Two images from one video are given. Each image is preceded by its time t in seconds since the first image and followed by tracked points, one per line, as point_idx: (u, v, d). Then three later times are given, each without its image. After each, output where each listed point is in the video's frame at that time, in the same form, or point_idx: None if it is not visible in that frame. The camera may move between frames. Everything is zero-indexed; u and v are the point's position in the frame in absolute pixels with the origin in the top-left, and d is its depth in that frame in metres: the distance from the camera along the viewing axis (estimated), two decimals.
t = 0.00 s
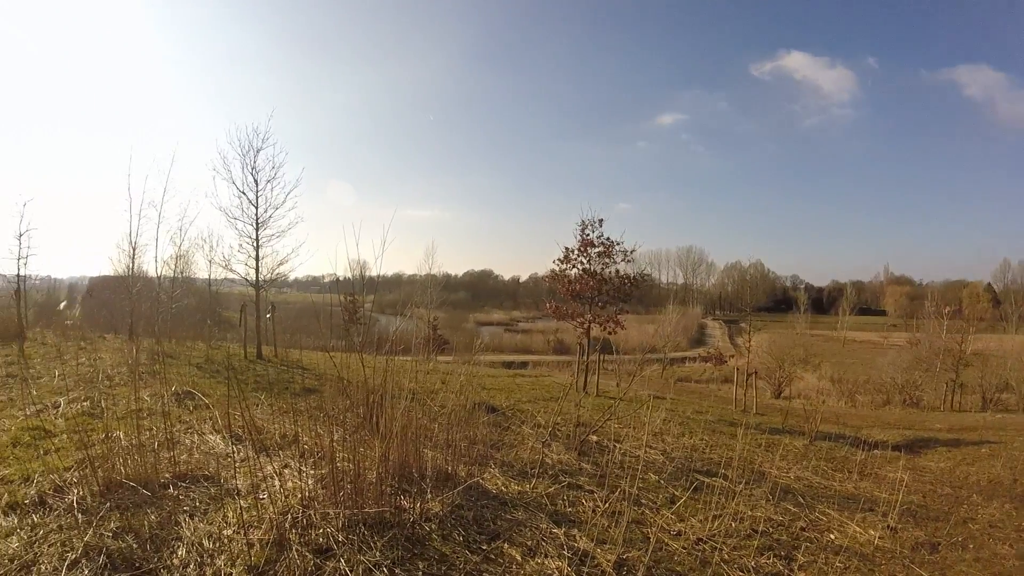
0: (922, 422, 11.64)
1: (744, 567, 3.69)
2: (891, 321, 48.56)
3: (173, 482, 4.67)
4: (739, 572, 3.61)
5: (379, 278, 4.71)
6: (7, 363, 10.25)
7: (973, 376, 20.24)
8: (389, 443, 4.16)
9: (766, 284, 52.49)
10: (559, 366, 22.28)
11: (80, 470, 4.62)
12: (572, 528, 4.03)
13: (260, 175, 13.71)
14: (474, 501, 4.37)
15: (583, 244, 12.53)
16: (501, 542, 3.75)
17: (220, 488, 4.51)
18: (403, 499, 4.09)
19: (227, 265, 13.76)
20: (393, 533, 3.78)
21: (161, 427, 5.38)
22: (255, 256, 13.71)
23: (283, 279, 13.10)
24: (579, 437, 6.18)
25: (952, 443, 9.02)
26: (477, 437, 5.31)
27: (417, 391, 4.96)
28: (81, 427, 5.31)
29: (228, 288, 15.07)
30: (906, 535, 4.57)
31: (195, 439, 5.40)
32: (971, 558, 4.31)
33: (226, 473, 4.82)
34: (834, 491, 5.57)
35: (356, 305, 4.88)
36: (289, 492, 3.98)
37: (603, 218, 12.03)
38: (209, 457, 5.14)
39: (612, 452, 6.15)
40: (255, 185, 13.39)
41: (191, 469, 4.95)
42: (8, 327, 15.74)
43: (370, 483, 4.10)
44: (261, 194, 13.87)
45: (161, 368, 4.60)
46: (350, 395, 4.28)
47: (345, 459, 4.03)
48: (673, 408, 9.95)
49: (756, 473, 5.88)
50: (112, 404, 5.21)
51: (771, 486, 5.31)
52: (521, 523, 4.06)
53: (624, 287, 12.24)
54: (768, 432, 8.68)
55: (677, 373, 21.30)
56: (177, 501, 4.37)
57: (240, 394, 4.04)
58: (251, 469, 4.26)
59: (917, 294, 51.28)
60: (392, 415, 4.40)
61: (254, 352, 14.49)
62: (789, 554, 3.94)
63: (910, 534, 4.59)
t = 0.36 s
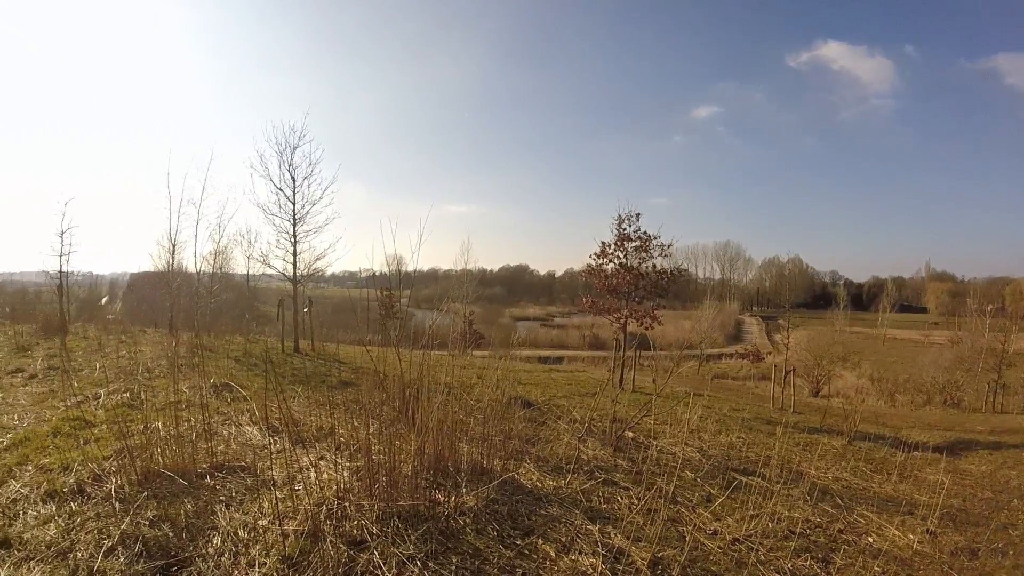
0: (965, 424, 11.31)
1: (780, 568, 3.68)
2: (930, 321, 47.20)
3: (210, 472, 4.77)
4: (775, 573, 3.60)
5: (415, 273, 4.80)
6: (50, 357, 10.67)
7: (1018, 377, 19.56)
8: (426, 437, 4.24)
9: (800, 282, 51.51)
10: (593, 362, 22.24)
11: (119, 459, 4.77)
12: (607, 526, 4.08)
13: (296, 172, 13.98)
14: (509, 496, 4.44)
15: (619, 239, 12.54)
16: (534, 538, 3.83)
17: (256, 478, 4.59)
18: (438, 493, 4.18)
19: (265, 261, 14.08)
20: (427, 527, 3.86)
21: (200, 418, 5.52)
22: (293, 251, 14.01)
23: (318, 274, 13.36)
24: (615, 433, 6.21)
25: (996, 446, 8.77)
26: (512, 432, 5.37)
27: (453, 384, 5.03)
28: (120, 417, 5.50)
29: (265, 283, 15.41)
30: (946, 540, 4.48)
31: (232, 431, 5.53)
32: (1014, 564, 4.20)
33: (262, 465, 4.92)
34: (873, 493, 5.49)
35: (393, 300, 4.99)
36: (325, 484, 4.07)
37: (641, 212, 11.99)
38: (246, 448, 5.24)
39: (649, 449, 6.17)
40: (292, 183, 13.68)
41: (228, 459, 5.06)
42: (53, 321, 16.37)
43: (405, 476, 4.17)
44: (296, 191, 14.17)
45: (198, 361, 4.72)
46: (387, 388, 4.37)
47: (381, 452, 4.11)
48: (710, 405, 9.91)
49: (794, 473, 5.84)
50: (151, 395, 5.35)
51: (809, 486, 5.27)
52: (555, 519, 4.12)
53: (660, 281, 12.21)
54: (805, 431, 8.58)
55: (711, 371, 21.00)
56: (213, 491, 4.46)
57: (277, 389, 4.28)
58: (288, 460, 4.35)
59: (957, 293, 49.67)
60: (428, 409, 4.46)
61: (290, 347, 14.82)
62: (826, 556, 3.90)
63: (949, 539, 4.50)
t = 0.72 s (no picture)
0: (998, 423, 11.06)
1: (809, 570, 3.67)
2: (959, 317, 46.15)
3: (238, 471, 4.84)
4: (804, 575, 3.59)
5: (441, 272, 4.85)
6: (79, 358, 10.95)
7: None
8: (453, 437, 4.29)
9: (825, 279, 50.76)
10: (619, 360, 22.16)
11: (148, 458, 4.86)
12: (635, 526, 4.10)
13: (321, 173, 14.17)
14: (536, 495, 4.49)
15: (646, 235, 12.53)
16: (562, 538, 3.85)
17: (283, 478, 4.65)
18: (465, 492, 4.23)
19: (292, 262, 14.29)
20: (454, 526, 3.92)
21: (228, 418, 5.61)
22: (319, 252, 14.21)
23: (343, 275, 13.52)
24: (643, 432, 6.24)
25: None
26: (539, 430, 5.41)
27: (480, 384, 5.09)
28: (148, 417, 5.61)
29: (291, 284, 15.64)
30: (979, 542, 4.41)
31: (260, 430, 5.61)
32: None
33: (290, 464, 4.98)
34: (903, 493, 5.44)
35: (419, 299, 5.04)
36: (351, 483, 4.13)
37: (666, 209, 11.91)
38: (273, 447, 5.31)
39: (677, 448, 6.19)
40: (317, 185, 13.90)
41: (256, 459, 5.12)
42: (83, 324, 16.79)
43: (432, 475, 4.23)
44: (321, 192, 14.35)
45: (229, 362, 4.99)
46: (414, 388, 4.44)
47: (408, 451, 4.18)
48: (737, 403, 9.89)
49: (824, 473, 5.81)
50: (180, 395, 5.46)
51: (839, 487, 5.25)
52: (583, 519, 4.16)
53: (688, 278, 12.17)
54: (834, 430, 8.51)
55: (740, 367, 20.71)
56: (241, 490, 4.52)
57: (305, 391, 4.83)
58: (316, 460, 4.42)
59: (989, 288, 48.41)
60: (455, 408, 4.52)
61: (316, 347, 15.03)
62: (856, 558, 3.88)
63: (982, 540, 4.43)
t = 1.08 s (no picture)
0: None
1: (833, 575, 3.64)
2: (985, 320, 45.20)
3: (261, 468, 4.91)
4: None
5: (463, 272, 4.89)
6: (104, 357, 11.19)
7: None
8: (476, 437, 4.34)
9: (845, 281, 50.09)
10: (641, 362, 22.05)
11: (172, 456, 4.94)
12: (657, 528, 4.10)
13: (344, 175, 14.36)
14: (558, 497, 4.52)
15: (670, 236, 12.52)
16: (584, 540, 3.87)
17: (306, 476, 4.71)
18: (487, 492, 4.28)
19: (314, 262, 14.48)
20: (476, 527, 3.95)
21: (252, 417, 5.69)
22: (342, 253, 14.40)
23: (366, 275, 13.67)
24: (666, 434, 6.25)
25: None
26: (562, 431, 5.45)
27: (503, 384, 5.14)
28: (172, 415, 5.71)
29: (314, 284, 15.85)
30: (1007, 548, 4.33)
31: (284, 428, 5.68)
32: None
33: (313, 463, 5.04)
34: (929, 498, 5.37)
35: (441, 298, 5.10)
36: (374, 482, 4.19)
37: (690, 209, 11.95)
38: (296, 446, 5.37)
39: (700, 450, 6.18)
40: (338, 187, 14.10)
41: (279, 457, 5.18)
42: (109, 323, 17.15)
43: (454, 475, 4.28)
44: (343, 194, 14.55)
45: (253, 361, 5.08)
46: (437, 388, 4.50)
47: (431, 451, 4.23)
48: (761, 405, 9.85)
49: (848, 476, 5.77)
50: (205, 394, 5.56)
51: (864, 491, 5.21)
52: (605, 521, 4.18)
53: (712, 278, 12.14)
54: (858, 433, 8.44)
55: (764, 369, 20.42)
56: (263, 487, 4.57)
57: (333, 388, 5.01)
58: (340, 459, 4.48)
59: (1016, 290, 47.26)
60: (478, 409, 4.57)
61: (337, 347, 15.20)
62: (882, 565, 3.84)
63: (1009, 547, 4.35)
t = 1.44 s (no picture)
0: None
1: None
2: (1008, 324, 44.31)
3: (282, 465, 4.98)
4: None
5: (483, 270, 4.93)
6: (128, 352, 11.42)
7: None
8: (498, 438, 4.40)
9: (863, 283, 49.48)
10: (661, 362, 21.96)
11: (193, 451, 5.02)
12: (679, 530, 4.13)
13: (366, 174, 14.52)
14: (579, 497, 4.56)
15: (691, 235, 12.54)
16: (605, 541, 3.91)
17: (326, 473, 4.76)
18: (508, 492, 4.32)
19: (337, 260, 14.65)
20: (497, 526, 4.01)
21: (273, 413, 5.77)
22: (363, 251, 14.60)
23: (386, 274, 13.81)
24: (687, 435, 6.28)
25: None
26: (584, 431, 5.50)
27: (524, 383, 5.19)
28: (193, 410, 5.79)
29: (337, 281, 16.06)
30: None
31: (305, 425, 5.76)
32: None
33: (333, 459, 5.11)
34: (952, 504, 5.33)
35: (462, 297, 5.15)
36: (394, 480, 4.25)
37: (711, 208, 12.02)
38: (317, 443, 5.43)
39: (719, 452, 6.20)
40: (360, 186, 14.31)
41: (300, 454, 5.26)
42: (131, 319, 17.46)
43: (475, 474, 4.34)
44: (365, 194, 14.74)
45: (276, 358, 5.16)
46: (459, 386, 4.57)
47: (453, 450, 4.30)
48: (782, 407, 9.82)
49: (870, 480, 5.75)
50: (228, 390, 5.65)
51: (887, 496, 5.19)
52: (626, 522, 4.21)
53: (733, 278, 12.13)
54: (878, 437, 8.40)
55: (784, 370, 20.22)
56: (284, 484, 4.63)
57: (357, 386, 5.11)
58: (361, 455, 4.55)
59: None
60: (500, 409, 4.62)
61: (357, 345, 15.32)
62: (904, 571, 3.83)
63: None
